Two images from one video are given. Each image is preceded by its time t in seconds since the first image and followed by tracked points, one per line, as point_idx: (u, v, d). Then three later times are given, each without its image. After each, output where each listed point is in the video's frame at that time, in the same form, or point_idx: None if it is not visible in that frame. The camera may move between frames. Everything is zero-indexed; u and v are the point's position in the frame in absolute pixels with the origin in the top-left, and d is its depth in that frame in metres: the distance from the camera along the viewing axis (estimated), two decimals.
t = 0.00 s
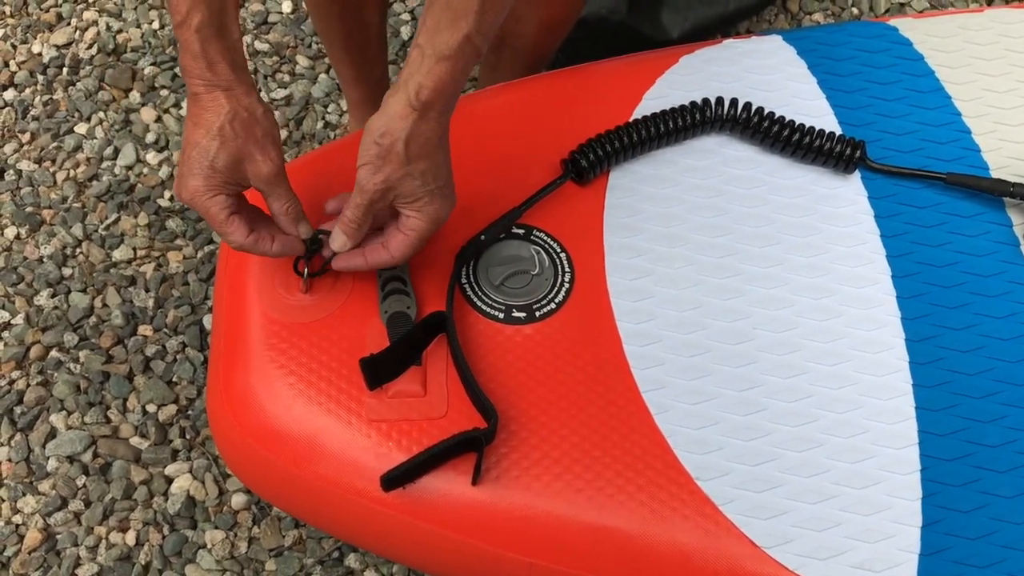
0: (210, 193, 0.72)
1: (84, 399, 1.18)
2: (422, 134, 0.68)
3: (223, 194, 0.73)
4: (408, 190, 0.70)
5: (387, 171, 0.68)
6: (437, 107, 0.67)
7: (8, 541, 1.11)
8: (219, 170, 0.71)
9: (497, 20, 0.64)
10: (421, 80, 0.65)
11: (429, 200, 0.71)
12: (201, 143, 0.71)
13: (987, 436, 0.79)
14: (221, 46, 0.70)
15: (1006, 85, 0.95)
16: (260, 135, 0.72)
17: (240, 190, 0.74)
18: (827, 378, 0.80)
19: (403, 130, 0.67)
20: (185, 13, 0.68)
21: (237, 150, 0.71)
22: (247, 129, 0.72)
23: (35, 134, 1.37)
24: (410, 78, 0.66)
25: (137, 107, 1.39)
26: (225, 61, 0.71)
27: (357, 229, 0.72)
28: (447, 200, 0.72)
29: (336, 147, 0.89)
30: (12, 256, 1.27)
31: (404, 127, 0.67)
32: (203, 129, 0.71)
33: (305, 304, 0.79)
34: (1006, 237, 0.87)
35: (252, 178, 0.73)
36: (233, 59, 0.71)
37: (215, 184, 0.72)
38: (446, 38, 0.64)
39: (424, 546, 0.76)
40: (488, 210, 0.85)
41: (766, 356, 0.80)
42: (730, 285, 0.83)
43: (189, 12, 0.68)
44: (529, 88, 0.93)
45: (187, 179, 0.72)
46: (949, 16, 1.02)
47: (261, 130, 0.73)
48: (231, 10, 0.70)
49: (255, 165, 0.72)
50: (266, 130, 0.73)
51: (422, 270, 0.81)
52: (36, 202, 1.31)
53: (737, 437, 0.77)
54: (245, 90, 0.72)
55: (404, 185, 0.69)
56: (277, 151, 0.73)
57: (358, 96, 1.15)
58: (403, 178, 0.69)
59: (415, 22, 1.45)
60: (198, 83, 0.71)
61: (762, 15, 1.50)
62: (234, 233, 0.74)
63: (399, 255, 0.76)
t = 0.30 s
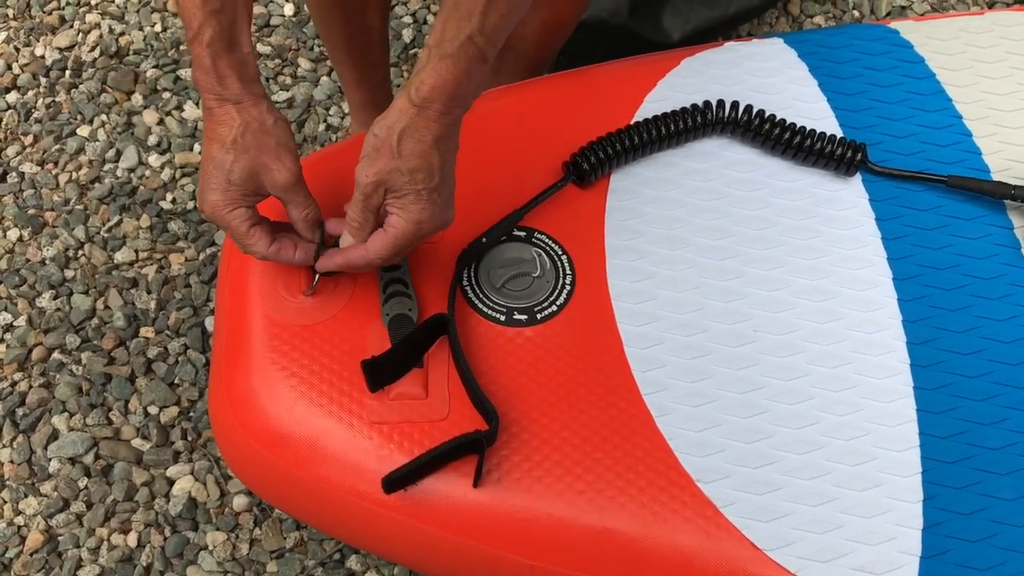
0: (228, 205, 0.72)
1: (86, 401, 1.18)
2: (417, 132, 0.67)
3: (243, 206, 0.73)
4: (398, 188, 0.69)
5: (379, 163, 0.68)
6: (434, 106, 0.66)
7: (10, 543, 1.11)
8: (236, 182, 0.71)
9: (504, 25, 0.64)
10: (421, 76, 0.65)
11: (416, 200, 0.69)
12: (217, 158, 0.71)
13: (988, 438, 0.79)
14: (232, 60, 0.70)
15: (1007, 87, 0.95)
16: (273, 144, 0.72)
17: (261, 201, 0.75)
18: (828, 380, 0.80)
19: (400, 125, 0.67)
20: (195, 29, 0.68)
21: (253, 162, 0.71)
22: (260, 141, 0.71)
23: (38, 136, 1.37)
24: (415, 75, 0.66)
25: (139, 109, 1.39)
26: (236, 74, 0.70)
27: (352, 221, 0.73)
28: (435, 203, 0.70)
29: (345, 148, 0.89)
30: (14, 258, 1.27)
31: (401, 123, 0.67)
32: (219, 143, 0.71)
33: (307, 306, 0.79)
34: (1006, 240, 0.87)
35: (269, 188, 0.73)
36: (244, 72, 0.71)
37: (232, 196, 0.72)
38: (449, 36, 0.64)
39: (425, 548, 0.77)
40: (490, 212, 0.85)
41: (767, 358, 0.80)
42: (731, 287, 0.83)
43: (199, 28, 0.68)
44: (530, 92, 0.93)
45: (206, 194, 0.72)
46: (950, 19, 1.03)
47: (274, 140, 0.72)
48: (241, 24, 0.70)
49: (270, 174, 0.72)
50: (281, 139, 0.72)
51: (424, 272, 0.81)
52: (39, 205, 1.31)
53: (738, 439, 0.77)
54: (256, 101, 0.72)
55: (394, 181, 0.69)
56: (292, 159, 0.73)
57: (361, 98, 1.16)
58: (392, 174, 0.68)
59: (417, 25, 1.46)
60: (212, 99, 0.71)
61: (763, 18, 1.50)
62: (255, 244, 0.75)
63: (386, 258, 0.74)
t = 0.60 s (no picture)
0: (234, 201, 0.73)
1: (87, 401, 1.18)
2: (406, 144, 0.66)
3: (249, 203, 0.74)
4: (391, 197, 0.70)
5: (371, 173, 0.69)
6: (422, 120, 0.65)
7: (12, 543, 1.11)
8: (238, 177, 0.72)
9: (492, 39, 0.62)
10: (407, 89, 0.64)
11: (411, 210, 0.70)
12: (225, 153, 0.73)
13: (989, 438, 0.79)
14: (237, 58, 0.70)
15: (1007, 88, 0.95)
16: (270, 135, 0.71)
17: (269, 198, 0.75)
18: (830, 380, 0.80)
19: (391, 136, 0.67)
20: (201, 28, 0.68)
21: (253, 156, 0.71)
22: (259, 134, 0.71)
23: (39, 137, 1.37)
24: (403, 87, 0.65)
25: (141, 111, 1.39)
26: (241, 71, 0.71)
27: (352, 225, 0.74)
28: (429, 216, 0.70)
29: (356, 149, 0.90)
30: (16, 259, 1.28)
31: (390, 134, 0.67)
32: (227, 140, 0.72)
33: (309, 305, 0.80)
34: (1007, 240, 0.87)
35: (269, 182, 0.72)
36: (250, 70, 0.71)
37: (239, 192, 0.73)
38: (436, 49, 0.62)
39: (426, 547, 0.77)
40: (492, 213, 0.85)
41: (768, 358, 0.80)
42: (732, 287, 0.83)
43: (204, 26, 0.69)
44: (531, 93, 0.94)
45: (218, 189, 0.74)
46: (951, 20, 1.03)
47: (272, 132, 0.71)
48: (248, 20, 0.69)
49: (268, 166, 0.70)
50: (281, 133, 0.71)
51: (425, 272, 0.82)
52: (40, 206, 1.32)
53: (740, 439, 0.77)
54: (261, 97, 0.72)
55: (387, 191, 0.69)
56: (290, 149, 0.70)
57: (363, 99, 1.16)
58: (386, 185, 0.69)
59: (419, 27, 1.46)
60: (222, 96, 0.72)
61: (764, 20, 1.51)
62: (261, 242, 0.75)
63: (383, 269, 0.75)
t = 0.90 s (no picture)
0: (210, 207, 0.74)
1: (88, 402, 1.18)
2: (443, 143, 0.65)
3: (223, 210, 0.74)
4: (426, 198, 0.68)
5: (406, 177, 0.66)
6: (459, 116, 0.64)
7: (12, 543, 1.11)
8: (219, 187, 0.72)
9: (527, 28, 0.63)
10: (443, 86, 0.63)
11: (450, 211, 0.69)
12: (205, 157, 0.72)
13: (990, 438, 0.79)
14: (232, 65, 0.70)
15: (1008, 89, 0.95)
16: (262, 155, 0.72)
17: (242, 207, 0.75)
18: (830, 380, 0.80)
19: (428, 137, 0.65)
20: (195, 31, 0.68)
21: (238, 170, 0.72)
22: (249, 150, 0.72)
23: (40, 138, 1.37)
24: (436, 84, 0.64)
25: (142, 111, 1.39)
26: (235, 78, 0.70)
27: (379, 238, 0.71)
28: (468, 215, 0.70)
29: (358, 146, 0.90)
30: (17, 259, 1.28)
31: (427, 135, 0.65)
32: (209, 145, 0.72)
33: (309, 305, 0.80)
34: (1008, 241, 0.87)
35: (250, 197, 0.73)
36: (244, 77, 0.71)
37: (215, 199, 0.73)
38: (471, 43, 0.62)
39: (427, 546, 0.77)
40: (492, 213, 0.85)
41: (769, 358, 0.80)
42: (733, 287, 0.83)
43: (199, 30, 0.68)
44: (531, 93, 0.94)
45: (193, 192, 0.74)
46: (952, 21, 1.03)
47: (263, 152, 0.72)
48: (241, 27, 0.69)
49: (254, 185, 0.72)
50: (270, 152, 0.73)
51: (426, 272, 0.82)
52: (41, 206, 1.32)
53: (740, 439, 0.77)
54: (253, 108, 0.72)
55: (423, 194, 0.67)
56: (279, 173, 0.73)
57: (364, 100, 1.16)
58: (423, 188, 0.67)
59: (420, 27, 1.46)
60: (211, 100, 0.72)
61: (765, 20, 1.51)
62: (226, 250, 0.75)
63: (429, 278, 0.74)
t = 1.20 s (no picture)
0: (243, 200, 0.72)
1: (88, 401, 1.18)
2: (473, 99, 0.61)
3: (254, 203, 0.73)
4: (450, 155, 0.64)
5: (436, 133, 0.61)
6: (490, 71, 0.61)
7: (11, 543, 1.11)
8: (256, 177, 0.72)
9: None
10: (478, 42, 0.59)
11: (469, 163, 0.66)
12: (236, 150, 0.71)
13: (990, 438, 0.79)
14: (257, 56, 0.70)
15: (1008, 89, 0.95)
16: (295, 143, 0.74)
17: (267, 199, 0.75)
18: (830, 380, 0.80)
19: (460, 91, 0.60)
20: (219, 25, 0.67)
21: (274, 158, 0.73)
22: (284, 138, 0.73)
23: (40, 138, 1.37)
24: (468, 39, 0.59)
25: (142, 111, 1.39)
26: (263, 69, 0.71)
27: (394, 190, 0.66)
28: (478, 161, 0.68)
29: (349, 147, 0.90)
30: (16, 259, 1.28)
31: (458, 91, 0.60)
32: (237, 137, 0.71)
33: (309, 305, 0.80)
34: (1007, 241, 0.87)
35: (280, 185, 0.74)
36: (268, 67, 0.71)
37: (247, 190, 0.72)
38: None
39: (426, 547, 0.77)
40: (491, 213, 0.85)
41: (769, 358, 0.80)
42: (732, 287, 0.83)
43: (222, 24, 0.67)
44: (533, 93, 0.94)
45: (221, 185, 0.71)
46: (951, 21, 1.03)
47: (295, 140, 0.74)
48: (263, 19, 0.69)
49: (288, 173, 0.74)
50: (299, 140, 0.74)
51: (426, 272, 0.82)
52: (41, 206, 1.32)
53: (740, 439, 0.77)
54: (279, 99, 0.72)
55: (448, 148, 0.63)
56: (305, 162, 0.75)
57: (364, 100, 1.16)
58: (451, 143, 0.63)
59: (419, 27, 1.46)
60: (233, 93, 0.71)
61: (765, 20, 1.51)
62: (261, 243, 0.74)
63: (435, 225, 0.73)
